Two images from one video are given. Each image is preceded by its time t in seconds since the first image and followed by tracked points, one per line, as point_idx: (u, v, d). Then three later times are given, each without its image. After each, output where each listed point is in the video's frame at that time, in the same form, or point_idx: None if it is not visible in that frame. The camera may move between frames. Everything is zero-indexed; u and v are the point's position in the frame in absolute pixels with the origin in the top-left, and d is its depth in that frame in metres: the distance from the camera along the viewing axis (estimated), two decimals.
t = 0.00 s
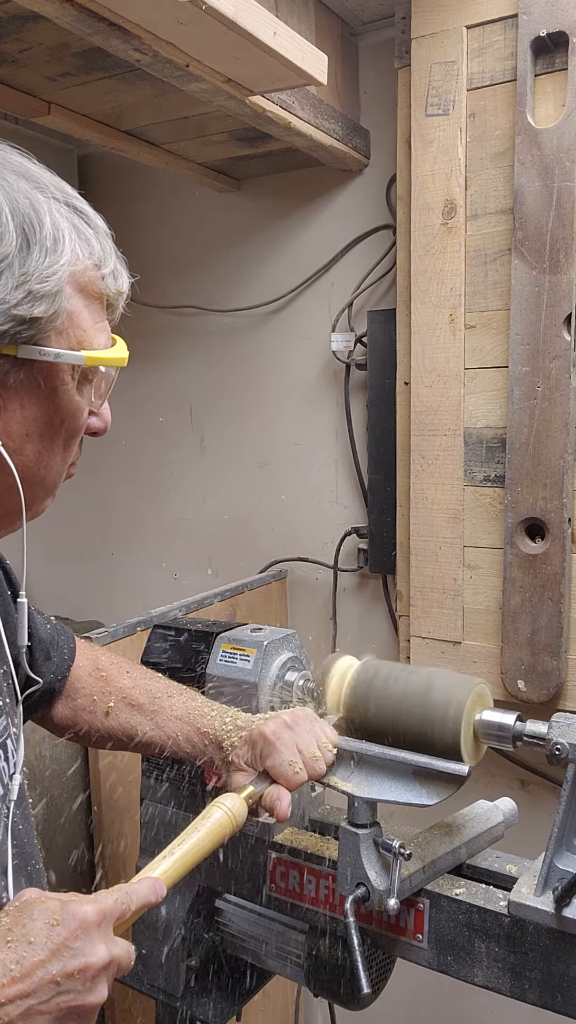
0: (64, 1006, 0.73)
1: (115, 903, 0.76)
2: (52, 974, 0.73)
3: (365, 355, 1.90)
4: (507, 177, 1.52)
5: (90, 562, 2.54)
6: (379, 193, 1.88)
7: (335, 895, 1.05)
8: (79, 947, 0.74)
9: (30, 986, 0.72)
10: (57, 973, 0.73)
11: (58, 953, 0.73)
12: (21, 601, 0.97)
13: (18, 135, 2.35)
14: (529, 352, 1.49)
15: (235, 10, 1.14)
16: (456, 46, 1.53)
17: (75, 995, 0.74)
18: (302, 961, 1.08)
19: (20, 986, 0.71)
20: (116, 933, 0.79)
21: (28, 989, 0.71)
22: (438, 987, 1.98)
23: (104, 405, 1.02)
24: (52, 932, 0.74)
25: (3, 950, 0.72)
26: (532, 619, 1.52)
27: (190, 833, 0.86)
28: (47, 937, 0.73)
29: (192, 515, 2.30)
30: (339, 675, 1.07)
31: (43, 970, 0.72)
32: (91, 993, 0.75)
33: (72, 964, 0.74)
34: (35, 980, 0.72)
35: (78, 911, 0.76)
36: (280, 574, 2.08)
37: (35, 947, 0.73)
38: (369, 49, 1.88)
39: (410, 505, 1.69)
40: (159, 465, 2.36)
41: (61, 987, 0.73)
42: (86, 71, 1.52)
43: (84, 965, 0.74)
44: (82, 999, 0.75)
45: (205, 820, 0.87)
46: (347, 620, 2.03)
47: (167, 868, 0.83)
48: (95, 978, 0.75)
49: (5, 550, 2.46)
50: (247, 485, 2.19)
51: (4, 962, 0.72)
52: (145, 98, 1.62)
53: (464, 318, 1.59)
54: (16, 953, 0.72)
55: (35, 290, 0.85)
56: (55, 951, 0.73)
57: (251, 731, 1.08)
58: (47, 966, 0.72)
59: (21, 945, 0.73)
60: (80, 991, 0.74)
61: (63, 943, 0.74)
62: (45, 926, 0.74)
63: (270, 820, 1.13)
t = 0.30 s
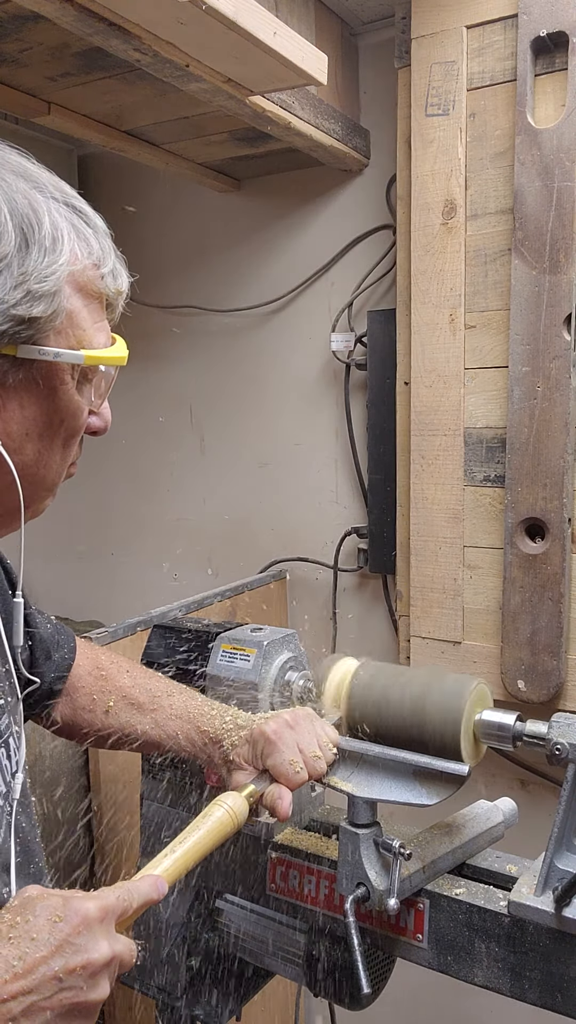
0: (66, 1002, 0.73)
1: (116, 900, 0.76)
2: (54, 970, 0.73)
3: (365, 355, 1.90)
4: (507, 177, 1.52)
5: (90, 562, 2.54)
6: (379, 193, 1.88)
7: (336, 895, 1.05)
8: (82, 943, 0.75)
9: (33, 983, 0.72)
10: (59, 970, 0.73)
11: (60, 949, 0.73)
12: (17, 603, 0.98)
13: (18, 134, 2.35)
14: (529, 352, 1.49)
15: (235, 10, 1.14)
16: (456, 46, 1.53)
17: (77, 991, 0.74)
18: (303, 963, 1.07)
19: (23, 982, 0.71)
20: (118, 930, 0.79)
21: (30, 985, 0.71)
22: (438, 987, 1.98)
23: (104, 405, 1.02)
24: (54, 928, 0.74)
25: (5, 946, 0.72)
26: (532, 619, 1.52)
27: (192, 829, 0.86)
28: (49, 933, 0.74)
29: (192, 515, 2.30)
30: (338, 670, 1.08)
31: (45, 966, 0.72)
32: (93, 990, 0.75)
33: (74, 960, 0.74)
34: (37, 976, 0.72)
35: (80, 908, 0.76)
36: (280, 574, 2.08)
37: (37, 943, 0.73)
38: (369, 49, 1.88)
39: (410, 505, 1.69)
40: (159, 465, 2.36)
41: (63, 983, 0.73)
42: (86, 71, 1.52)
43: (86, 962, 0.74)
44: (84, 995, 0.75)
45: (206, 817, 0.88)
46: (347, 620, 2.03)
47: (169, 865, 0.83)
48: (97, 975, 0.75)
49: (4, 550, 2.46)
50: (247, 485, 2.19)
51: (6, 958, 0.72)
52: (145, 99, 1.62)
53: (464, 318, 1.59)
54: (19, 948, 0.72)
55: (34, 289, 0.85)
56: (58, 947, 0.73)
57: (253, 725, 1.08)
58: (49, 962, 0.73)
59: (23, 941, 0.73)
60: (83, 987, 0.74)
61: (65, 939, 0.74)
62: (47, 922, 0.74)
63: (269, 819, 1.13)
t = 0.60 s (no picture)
0: (71, 997, 0.73)
1: (122, 893, 0.76)
2: (60, 964, 0.73)
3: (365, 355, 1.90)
4: (507, 177, 1.52)
5: (90, 562, 2.54)
6: (379, 193, 1.88)
7: (336, 895, 1.05)
8: (87, 938, 0.74)
9: (38, 977, 0.72)
10: (65, 963, 0.73)
11: (65, 943, 0.73)
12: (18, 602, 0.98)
13: (18, 135, 2.35)
14: (529, 352, 1.49)
15: (235, 10, 1.14)
16: (456, 46, 1.53)
17: (82, 985, 0.74)
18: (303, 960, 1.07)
19: (28, 976, 0.72)
20: (122, 926, 0.79)
21: (37, 979, 0.72)
22: (438, 987, 1.98)
23: (107, 404, 1.02)
24: (59, 924, 0.74)
25: (10, 940, 0.73)
26: (532, 619, 1.52)
27: (196, 827, 0.86)
28: (54, 927, 0.74)
29: (192, 515, 2.30)
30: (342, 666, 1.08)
31: (51, 960, 0.73)
32: (98, 984, 0.75)
33: (80, 954, 0.74)
34: (43, 971, 0.72)
35: (85, 902, 0.76)
36: (280, 574, 2.08)
37: (42, 938, 0.73)
38: (369, 49, 1.88)
39: (410, 505, 1.69)
40: (159, 465, 2.36)
41: (69, 977, 0.73)
42: (86, 70, 1.52)
43: (91, 956, 0.74)
44: (90, 990, 0.75)
45: (208, 814, 0.88)
46: (347, 620, 2.03)
47: (172, 862, 0.83)
48: (102, 969, 0.75)
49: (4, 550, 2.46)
50: (247, 485, 2.19)
51: (12, 952, 0.72)
52: (146, 98, 1.62)
53: (464, 317, 1.59)
54: (24, 942, 0.73)
55: (37, 288, 0.85)
56: (63, 941, 0.73)
57: (254, 725, 1.09)
58: (55, 956, 0.73)
59: (28, 935, 0.74)
60: (85, 985, 0.74)
61: (71, 933, 0.74)
62: (52, 917, 0.75)
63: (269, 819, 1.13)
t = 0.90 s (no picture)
0: (76, 993, 0.74)
1: (126, 891, 0.76)
2: (65, 960, 0.73)
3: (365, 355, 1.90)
4: (507, 177, 1.52)
5: (90, 562, 2.54)
6: (379, 193, 1.88)
7: (335, 895, 1.05)
8: (92, 933, 0.75)
9: (43, 973, 0.72)
10: (70, 959, 0.73)
11: (70, 939, 0.74)
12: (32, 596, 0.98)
13: (19, 135, 2.35)
14: (529, 352, 1.49)
15: (235, 10, 1.14)
16: (456, 46, 1.53)
17: (86, 981, 0.74)
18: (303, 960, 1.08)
19: (33, 972, 0.72)
20: (125, 923, 0.79)
21: (41, 975, 0.72)
22: (438, 987, 1.98)
23: (111, 404, 1.01)
24: (64, 919, 0.74)
25: (16, 936, 0.73)
26: (532, 619, 1.52)
27: (198, 824, 0.86)
28: (59, 923, 0.74)
29: (192, 515, 2.30)
30: (341, 661, 1.11)
31: (56, 955, 0.73)
32: (103, 980, 0.75)
33: (85, 950, 0.74)
34: (47, 967, 0.72)
35: (89, 898, 0.76)
36: (280, 574, 2.08)
37: (48, 933, 0.74)
38: (369, 49, 1.88)
39: (410, 505, 1.69)
40: (158, 465, 2.36)
41: (73, 973, 0.73)
42: (86, 70, 1.52)
43: (96, 952, 0.74)
44: (94, 986, 0.75)
45: (211, 813, 0.87)
46: (346, 620, 2.03)
47: (175, 859, 0.82)
48: (106, 966, 0.75)
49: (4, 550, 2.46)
50: (247, 485, 2.19)
51: (17, 948, 0.72)
52: (145, 99, 1.62)
53: (464, 317, 1.59)
54: (29, 939, 0.73)
55: (45, 289, 0.85)
56: (68, 936, 0.74)
57: (255, 725, 1.08)
58: (59, 951, 0.73)
59: (33, 931, 0.74)
60: (86, 984, 0.74)
61: (75, 929, 0.74)
62: (57, 913, 0.75)
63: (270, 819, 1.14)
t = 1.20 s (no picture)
0: (83, 988, 0.73)
1: (131, 888, 0.77)
2: (71, 956, 0.73)
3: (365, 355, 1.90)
4: (507, 177, 1.52)
5: (90, 562, 2.54)
6: (379, 193, 1.88)
7: (335, 895, 1.05)
8: (97, 930, 0.75)
9: (50, 969, 0.72)
10: (76, 955, 0.73)
11: (77, 935, 0.74)
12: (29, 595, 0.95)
13: (19, 135, 2.35)
14: (529, 352, 1.49)
15: (235, 10, 1.14)
16: (456, 46, 1.53)
17: (94, 977, 0.74)
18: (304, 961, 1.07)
19: (39, 968, 0.71)
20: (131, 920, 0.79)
21: (48, 971, 0.71)
22: (438, 987, 1.98)
23: (113, 401, 1.02)
24: (71, 915, 0.74)
25: (22, 932, 0.73)
26: (532, 619, 1.52)
27: (201, 823, 0.86)
28: (66, 920, 0.74)
29: (192, 515, 2.30)
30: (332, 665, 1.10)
31: (62, 952, 0.73)
32: (109, 977, 0.75)
33: (91, 946, 0.74)
34: (54, 962, 0.72)
35: (95, 895, 0.76)
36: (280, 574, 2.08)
37: (53, 930, 0.73)
38: (369, 49, 1.88)
39: (410, 505, 1.69)
40: (158, 465, 2.36)
41: (80, 969, 0.73)
42: (86, 70, 1.52)
43: (103, 948, 0.75)
44: (101, 982, 0.75)
45: (214, 812, 0.87)
46: (347, 620, 2.03)
47: (179, 857, 0.82)
48: (113, 963, 0.76)
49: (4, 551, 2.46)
50: (247, 485, 2.19)
51: (24, 943, 0.72)
52: (146, 99, 1.62)
53: (464, 317, 1.59)
54: (36, 933, 0.73)
55: (48, 286, 0.85)
56: (74, 933, 0.74)
57: (256, 725, 1.08)
58: (66, 948, 0.73)
59: (40, 927, 0.73)
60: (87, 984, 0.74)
61: (81, 926, 0.74)
62: (63, 909, 0.75)
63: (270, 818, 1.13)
